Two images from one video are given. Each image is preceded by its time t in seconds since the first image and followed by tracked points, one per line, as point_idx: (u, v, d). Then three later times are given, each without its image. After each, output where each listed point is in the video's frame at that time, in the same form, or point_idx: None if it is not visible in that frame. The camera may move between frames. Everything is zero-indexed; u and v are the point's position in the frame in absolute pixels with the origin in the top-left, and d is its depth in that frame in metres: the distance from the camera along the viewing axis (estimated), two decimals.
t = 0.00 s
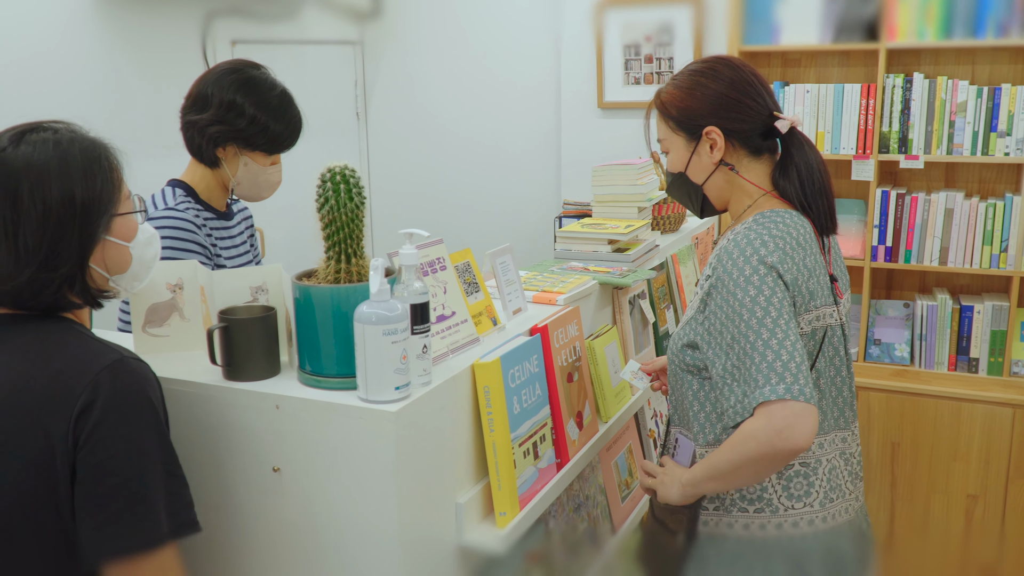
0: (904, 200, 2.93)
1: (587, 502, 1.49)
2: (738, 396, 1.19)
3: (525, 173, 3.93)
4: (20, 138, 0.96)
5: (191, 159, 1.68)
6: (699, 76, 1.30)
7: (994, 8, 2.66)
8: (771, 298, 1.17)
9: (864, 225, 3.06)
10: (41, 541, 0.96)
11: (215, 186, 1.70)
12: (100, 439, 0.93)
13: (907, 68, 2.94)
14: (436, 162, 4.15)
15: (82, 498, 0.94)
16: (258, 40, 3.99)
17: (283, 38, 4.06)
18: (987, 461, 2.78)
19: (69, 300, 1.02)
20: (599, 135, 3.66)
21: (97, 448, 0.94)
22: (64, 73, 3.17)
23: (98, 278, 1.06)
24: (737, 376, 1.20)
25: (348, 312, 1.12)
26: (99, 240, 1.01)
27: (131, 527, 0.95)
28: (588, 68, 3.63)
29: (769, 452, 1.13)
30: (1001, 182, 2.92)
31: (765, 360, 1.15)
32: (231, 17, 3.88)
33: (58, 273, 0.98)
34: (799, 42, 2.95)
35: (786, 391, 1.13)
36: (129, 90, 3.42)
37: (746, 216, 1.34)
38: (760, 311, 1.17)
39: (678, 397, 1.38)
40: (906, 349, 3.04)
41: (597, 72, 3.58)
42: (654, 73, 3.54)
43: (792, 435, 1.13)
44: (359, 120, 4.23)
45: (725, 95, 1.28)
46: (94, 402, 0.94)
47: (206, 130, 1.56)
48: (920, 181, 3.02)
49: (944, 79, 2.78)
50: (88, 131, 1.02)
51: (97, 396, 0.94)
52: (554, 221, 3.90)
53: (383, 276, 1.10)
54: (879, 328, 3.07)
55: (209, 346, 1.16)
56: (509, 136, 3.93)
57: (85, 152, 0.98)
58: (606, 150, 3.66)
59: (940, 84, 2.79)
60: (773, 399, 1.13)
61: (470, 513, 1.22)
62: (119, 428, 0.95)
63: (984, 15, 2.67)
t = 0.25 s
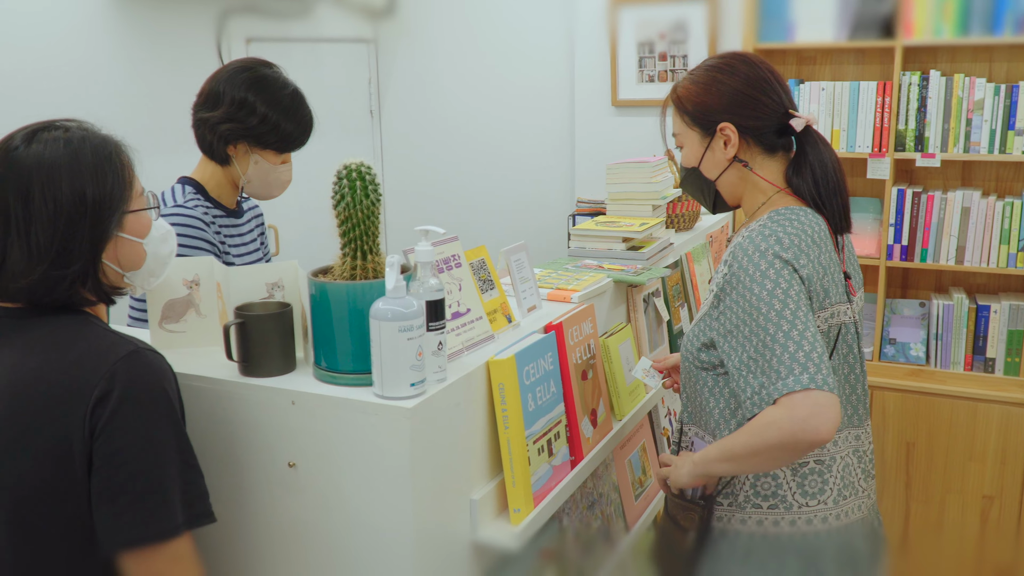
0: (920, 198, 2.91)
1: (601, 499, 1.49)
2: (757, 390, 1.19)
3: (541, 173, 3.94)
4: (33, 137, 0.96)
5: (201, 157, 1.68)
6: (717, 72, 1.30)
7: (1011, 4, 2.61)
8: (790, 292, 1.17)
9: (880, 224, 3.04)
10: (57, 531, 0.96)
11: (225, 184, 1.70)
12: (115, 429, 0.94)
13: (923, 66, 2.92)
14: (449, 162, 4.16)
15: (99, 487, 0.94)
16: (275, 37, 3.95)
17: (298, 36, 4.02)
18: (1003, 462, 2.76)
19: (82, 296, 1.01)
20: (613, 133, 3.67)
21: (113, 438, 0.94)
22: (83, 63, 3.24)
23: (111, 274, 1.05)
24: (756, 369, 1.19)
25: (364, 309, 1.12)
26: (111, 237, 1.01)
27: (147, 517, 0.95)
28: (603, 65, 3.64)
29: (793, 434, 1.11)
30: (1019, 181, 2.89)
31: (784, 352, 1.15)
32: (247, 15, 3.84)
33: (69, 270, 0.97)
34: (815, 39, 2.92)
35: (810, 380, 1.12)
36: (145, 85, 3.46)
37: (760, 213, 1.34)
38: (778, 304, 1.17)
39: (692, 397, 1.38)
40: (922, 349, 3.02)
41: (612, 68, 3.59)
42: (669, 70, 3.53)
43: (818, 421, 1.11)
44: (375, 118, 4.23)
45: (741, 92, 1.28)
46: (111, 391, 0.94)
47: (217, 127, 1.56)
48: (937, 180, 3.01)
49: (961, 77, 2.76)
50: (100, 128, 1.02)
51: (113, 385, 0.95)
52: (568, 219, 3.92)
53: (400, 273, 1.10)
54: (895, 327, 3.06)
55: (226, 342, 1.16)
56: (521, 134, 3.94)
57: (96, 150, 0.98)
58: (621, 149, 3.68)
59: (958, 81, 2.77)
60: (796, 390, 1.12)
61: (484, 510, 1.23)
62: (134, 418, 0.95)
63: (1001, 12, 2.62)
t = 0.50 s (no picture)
0: (937, 199, 2.89)
1: (614, 497, 1.49)
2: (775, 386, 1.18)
3: (559, 170, 3.91)
4: (52, 129, 0.95)
5: (213, 151, 1.68)
6: (738, 67, 1.29)
7: None
8: (809, 288, 1.17)
9: (896, 224, 3.02)
10: (73, 520, 0.97)
11: (236, 179, 1.70)
12: (134, 419, 0.94)
13: (943, 65, 2.82)
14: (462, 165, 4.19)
15: (116, 478, 0.95)
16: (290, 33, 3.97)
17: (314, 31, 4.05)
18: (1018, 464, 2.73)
19: (100, 288, 1.00)
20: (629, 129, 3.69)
21: (132, 427, 0.94)
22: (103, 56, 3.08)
23: (128, 267, 1.05)
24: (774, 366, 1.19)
25: (379, 305, 1.12)
26: (129, 229, 0.99)
27: (163, 506, 0.96)
28: (618, 62, 3.65)
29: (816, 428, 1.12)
30: None
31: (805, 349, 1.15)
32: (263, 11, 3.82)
33: (87, 261, 0.96)
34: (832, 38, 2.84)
35: (832, 376, 1.12)
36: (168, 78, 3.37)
37: (777, 211, 1.33)
38: (798, 300, 1.16)
39: (706, 395, 1.38)
40: (937, 349, 3.00)
41: (627, 65, 3.59)
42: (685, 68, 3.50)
43: (840, 415, 1.11)
44: (390, 115, 4.27)
45: (762, 88, 1.27)
46: (129, 381, 0.95)
47: (228, 122, 1.56)
48: (955, 180, 2.97)
49: (981, 76, 2.71)
50: (119, 121, 1.00)
51: (132, 375, 0.95)
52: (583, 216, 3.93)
53: (416, 268, 1.10)
54: (910, 328, 3.02)
55: (242, 335, 1.16)
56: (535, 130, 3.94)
57: (115, 142, 0.97)
58: (637, 145, 3.70)
59: (977, 81, 2.72)
60: (819, 386, 1.12)
61: (497, 506, 1.23)
62: (152, 409, 0.95)
63: None
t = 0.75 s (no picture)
0: (954, 197, 2.82)
1: (626, 492, 1.50)
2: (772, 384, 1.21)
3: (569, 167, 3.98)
4: (72, 117, 0.96)
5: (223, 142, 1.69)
6: (756, 61, 1.27)
7: None
8: (822, 293, 1.18)
9: (912, 222, 2.96)
10: (83, 512, 0.95)
11: (246, 171, 1.70)
12: (144, 412, 0.92)
13: (960, 63, 2.83)
14: (473, 165, 4.21)
15: (128, 470, 0.93)
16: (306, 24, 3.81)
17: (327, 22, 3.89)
18: None
19: (117, 277, 1.00)
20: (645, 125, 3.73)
21: (143, 420, 0.93)
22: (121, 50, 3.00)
23: (145, 257, 1.04)
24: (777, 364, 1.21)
25: (394, 298, 1.12)
26: (146, 220, 0.99)
27: (174, 500, 0.94)
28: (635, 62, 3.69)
29: (791, 426, 1.18)
30: None
31: (807, 356, 1.17)
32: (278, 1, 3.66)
33: (104, 250, 0.96)
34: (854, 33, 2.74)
35: (825, 389, 1.16)
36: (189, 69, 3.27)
37: (790, 206, 1.34)
38: (807, 304, 1.17)
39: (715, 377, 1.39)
40: (952, 349, 2.92)
41: (644, 63, 3.63)
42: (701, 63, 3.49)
43: (816, 427, 1.18)
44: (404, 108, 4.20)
45: (779, 84, 1.25)
46: (141, 373, 0.93)
47: (238, 113, 1.56)
48: (972, 178, 2.92)
49: (999, 74, 2.67)
50: (138, 111, 1.01)
51: (144, 367, 0.93)
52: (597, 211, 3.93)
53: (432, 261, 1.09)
54: (924, 327, 2.96)
55: (257, 327, 1.16)
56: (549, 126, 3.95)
57: (134, 132, 0.97)
58: (653, 140, 3.72)
59: (996, 78, 2.67)
60: (810, 398, 1.16)
61: (510, 501, 1.23)
62: (164, 402, 0.94)
63: None
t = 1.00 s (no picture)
0: (966, 191, 2.80)
1: (636, 487, 1.50)
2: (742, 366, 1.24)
3: (581, 163, 3.92)
4: (85, 112, 0.96)
5: (232, 137, 1.69)
6: (768, 55, 1.27)
7: None
8: (786, 279, 1.18)
9: (923, 217, 2.96)
10: (93, 507, 0.95)
11: (254, 166, 1.70)
12: (157, 407, 0.93)
13: (971, 58, 2.79)
14: (484, 159, 4.21)
15: (139, 464, 0.93)
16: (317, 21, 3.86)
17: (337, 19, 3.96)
18: None
19: (129, 272, 1.00)
20: (653, 120, 3.69)
21: (155, 416, 0.93)
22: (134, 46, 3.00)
23: (157, 251, 1.05)
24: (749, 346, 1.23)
25: (405, 293, 1.12)
26: (158, 214, 1.00)
27: (185, 496, 0.94)
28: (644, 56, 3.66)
29: (721, 389, 1.25)
30: None
31: (747, 331, 1.20)
32: None
33: (116, 245, 0.96)
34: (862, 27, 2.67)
35: (747, 366, 1.20)
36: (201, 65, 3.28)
37: (796, 199, 1.34)
38: (777, 291, 1.18)
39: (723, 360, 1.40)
40: (963, 344, 2.91)
41: (653, 58, 3.57)
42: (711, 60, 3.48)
43: (737, 401, 1.23)
44: (414, 103, 4.27)
45: (790, 78, 1.26)
46: (152, 369, 0.93)
47: (246, 109, 1.56)
48: (983, 173, 2.91)
49: (1011, 69, 2.64)
50: (152, 106, 1.01)
51: (155, 363, 0.93)
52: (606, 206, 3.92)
53: (443, 257, 1.10)
54: (935, 321, 2.95)
55: (268, 321, 1.16)
56: (557, 122, 3.95)
57: (148, 127, 0.97)
58: (661, 135, 3.69)
59: (1008, 73, 2.64)
60: (734, 369, 1.21)
61: (520, 495, 1.23)
62: (175, 398, 0.94)
63: None
